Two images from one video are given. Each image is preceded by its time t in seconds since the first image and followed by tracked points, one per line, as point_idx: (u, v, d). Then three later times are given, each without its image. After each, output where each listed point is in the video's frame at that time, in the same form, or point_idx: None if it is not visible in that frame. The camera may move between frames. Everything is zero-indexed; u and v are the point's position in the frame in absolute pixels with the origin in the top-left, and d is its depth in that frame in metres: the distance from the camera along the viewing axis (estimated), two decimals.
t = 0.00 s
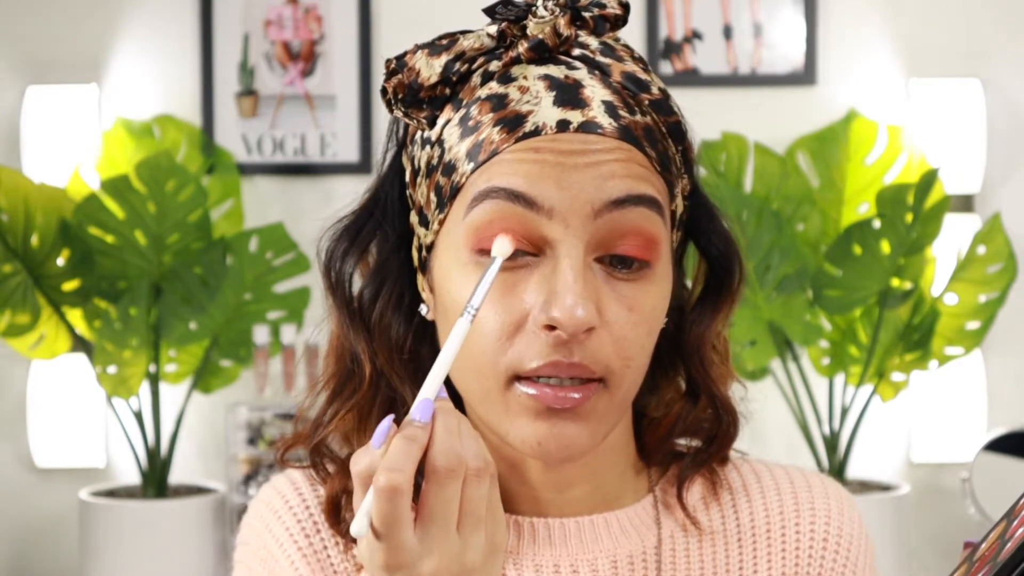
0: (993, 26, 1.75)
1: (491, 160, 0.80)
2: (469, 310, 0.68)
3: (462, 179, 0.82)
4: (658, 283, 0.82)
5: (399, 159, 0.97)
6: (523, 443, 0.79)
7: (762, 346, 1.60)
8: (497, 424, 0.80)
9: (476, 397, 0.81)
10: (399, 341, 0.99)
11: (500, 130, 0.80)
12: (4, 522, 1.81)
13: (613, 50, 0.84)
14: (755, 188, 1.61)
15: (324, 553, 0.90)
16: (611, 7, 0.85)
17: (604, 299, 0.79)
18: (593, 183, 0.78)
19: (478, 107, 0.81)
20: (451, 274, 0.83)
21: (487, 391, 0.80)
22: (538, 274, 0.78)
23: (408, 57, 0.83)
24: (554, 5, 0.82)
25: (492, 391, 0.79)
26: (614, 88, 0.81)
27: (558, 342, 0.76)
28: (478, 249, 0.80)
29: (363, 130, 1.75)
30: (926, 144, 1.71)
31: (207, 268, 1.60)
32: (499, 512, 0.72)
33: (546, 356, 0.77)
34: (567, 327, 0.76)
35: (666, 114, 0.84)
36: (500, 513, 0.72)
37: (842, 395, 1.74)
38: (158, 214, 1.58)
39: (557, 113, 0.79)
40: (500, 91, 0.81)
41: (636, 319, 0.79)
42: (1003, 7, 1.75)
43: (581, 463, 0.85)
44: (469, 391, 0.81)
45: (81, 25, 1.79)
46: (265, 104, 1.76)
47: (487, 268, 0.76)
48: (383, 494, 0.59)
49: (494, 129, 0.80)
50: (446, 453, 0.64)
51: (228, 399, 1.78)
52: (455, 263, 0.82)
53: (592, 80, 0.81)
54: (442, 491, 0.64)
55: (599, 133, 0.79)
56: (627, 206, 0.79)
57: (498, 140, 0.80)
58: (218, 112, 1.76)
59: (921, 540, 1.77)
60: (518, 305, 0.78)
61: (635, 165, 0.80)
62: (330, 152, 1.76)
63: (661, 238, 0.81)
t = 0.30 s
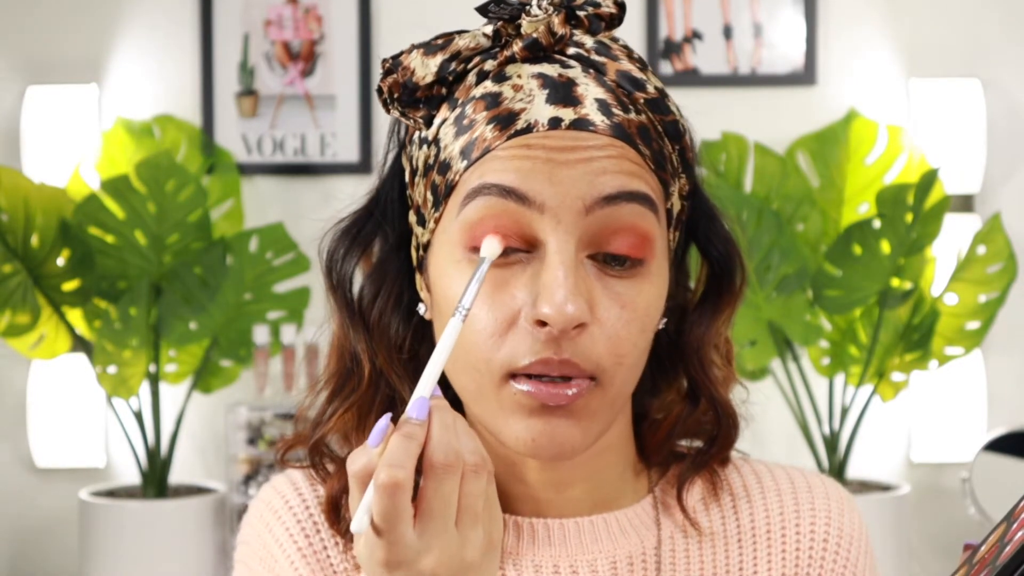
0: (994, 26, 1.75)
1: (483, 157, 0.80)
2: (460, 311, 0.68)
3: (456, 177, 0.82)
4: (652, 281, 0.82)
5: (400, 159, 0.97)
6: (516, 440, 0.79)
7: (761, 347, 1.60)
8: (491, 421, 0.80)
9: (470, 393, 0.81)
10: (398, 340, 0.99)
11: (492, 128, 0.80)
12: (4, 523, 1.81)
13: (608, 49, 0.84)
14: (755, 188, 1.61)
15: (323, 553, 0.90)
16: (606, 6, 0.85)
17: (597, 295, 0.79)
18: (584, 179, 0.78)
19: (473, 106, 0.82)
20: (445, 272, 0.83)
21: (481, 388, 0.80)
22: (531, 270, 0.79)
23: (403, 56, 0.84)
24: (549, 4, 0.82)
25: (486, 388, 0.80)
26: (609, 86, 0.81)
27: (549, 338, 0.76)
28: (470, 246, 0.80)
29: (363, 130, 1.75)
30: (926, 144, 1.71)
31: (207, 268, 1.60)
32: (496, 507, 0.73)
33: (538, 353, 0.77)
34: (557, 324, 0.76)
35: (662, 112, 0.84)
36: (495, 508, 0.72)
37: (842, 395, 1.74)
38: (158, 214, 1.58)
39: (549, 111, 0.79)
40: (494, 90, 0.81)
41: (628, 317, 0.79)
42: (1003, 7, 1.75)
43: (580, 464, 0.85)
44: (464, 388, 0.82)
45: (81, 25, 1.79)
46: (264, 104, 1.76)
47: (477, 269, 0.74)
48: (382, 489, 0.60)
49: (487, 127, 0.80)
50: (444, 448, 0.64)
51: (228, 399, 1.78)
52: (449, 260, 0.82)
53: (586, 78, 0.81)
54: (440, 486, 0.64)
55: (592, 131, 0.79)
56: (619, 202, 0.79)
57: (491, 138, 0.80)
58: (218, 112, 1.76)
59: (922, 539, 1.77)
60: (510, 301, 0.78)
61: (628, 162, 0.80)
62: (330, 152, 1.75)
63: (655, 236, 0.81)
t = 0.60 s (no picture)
0: (994, 26, 1.75)
1: (478, 157, 0.81)
2: (461, 310, 0.68)
3: (453, 177, 0.82)
4: (647, 281, 0.82)
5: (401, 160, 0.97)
6: (510, 441, 0.79)
7: (761, 347, 1.60)
8: (485, 422, 0.80)
9: (465, 393, 0.81)
10: (399, 339, 0.99)
11: (488, 127, 0.80)
12: (4, 523, 1.81)
13: (606, 48, 0.83)
14: (755, 188, 1.61)
15: (324, 553, 0.90)
16: (603, 6, 0.85)
17: (591, 295, 0.79)
18: (578, 179, 0.78)
19: (469, 106, 0.82)
20: (441, 272, 0.83)
21: (476, 388, 0.80)
22: (524, 270, 0.79)
23: (401, 56, 0.84)
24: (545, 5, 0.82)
25: (480, 388, 0.80)
26: (605, 86, 0.81)
27: (541, 339, 0.76)
28: (465, 246, 0.81)
29: (363, 130, 1.75)
30: (926, 144, 1.71)
31: (207, 268, 1.60)
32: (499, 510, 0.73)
33: (532, 354, 0.77)
34: (550, 324, 0.76)
35: (660, 112, 0.84)
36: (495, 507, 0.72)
37: (842, 395, 1.74)
38: (158, 214, 1.57)
39: (545, 110, 0.79)
40: (490, 90, 0.81)
41: (622, 318, 0.79)
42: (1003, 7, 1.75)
43: (578, 464, 0.85)
44: (459, 388, 0.82)
45: (80, 25, 1.79)
46: (264, 104, 1.76)
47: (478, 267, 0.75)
48: (388, 488, 0.59)
49: (482, 127, 0.80)
50: (447, 447, 0.64)
51: (228, 399, 1.78)
52: (445, 260, 0.82)
53: (583, 78, 0.81)
54: (443, 485, 0.64)
55: (586, 131, 0.79)
56: (613, 202, 0.79)
57: (486, 137, 0.80)
58: (218, 112, 1.76)
59: (922, 539, 1.77)
60: (504, 301, 0.78)
61: (623, 162, 0.80)
62: (330, 152, 1.75)
63: (650, 236, 0.81)
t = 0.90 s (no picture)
0: (994, 26, 1.75)
1: (476, 158, 0.81)
2: (455, 316, 0.68)
3: (450, 178, 0.82)
4: (644, 282, 0.82)
5: (401, 160, 0.97)
6: (507, 437, 0.78)
7: (761, 347, 1.60)
8: (483, 421, 0.80)
9: (463, 393, 0.81)
10: (398, 339, 0.99)
11: (485, 128, 0.80)
12: (4, 523, 1.81)
13: (604, 48, 0.84)
14: (755, 188, 1.61)
15: (323, 553, 0.90)
16: (601, 6, 0.85)
17: (587, 296, 0.79)
18: (574, 180, 0.78)
19: (467, 107, 0.82)
20: (439, 273, 0.83)
21: (473, 388, 0.80)
22: (521, 271, 0.79)
23: (398, 57, 0.84)
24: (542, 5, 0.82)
25: (477, 388, 0.80)
26: (603, 86, 0.81)
27: (538, 339, 0.77)
28: (462, 248, 0.81)
29: (363, 130, 1.75)
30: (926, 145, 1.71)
31: (207, 268, 1.60)
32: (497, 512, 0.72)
33: (528, 354, 0.77)
34: (546, 325, 0.76)
35: (658, 113, 0.84)
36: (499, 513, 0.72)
37: (842, 395, 1.74)
38: (158, 214, 1.57)
39: (541, 112, 0.79)
40: (488, 91, 0.81)
41: (619, 318, 0.79)
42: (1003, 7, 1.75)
43: (578, 464, 0.85)
44: (457, 388, 0.82)
45: (80, 25, 1.79)
46: (265, 104, 1.76)
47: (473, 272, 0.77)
48: (388, 494, 0.59)
49: (479, 128, 0.80)
50: (447, 452, 0.64)
51: (227, 399, 1.78)
52: (443, 261, 0.82)
53: (580, 79, 0.81)
54: (443, 490, 0.64)
55: (583, 132, 0.79)
56: (610, 203, 0.79)
57: (483, 138, 0.80)
58: (219, 112, 1.76)
59: (922, 539, 1.78)
60: (500, 303, 0.78)
61: (619, 162, 0.80)
62: (330, 152, 1.75)
63: (648, 237, 0.81)
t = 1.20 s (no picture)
0: (994, 26, 1.75)
1: (473, 158, 0.80)
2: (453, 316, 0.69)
3: (448, 179, 0.82)
4: (643, 282, 0.82)
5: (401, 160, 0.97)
6: (504, 441, 0.79)
7: (761, 347, 1.60)
8: (481, 422, 0.80)
9: (462, 393, 0.81)
10: (398, 340, 0.99)
11: (482, 129, 0.80)
12: (4, 523, 1.81)
13: (601, 48, 0.84)
14: (755, 188, 1.61)
15: (324, 552, 0.90)
16: (598, 6, 0.85)
17: (585, 296, 0.79)
18: (570, 180, 0.78)
19: (464, 108, 0.82)
20: (438, 274, 0.83)
21: (471, 389, 0.80)
22: (519, 272, 0.79)
23: (395, 58, 0.84)
24: (539, 5, 0.82)
25: (476, 389, 0.80)
26: (600, 86, 0.81)
27: (536, 340, 0.77)
28: (460, 249, 0.81)
29: (363, 131, 1.75)
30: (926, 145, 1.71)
31: (207, 268, 1.60)
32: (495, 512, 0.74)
33: (526, 355, 0.77)
34: (542, 326, 0.76)
35: (656, 112, 0.84)
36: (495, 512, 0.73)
37: (842, 395, 1.74)
38: (158, 214, 1.57)
39: (538, 112, 0.79)
40: (485, 91, 0.81)
41: (618, 318, 0.79)
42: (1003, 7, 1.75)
43: (579, 465, 0.86)
44: (455, 389, 0.82)
45: (80, 24, 1.79)
46: (265, 104, 1.76)
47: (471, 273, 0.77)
48: (382, 493, 0.60)
49: (476, 129, 0.81)
50: (442, 452, 0.64)
51: (227, 399, 1.78)
52: (441, 262, 0.82)
53: (577, 79, 0.81)
54: (438, 490, 0.64)
55: (580, 132, 0.79)
56: (607, 202, 0.79)
57: (480, 139, 0.80)
58: (219, 112, 1.76)
59: (922, 538, 1.78)
60: (497, 304, 0.78)
61: (617, 162, 0.80)
62: (330, 152, 1.75)
63: (646, 235, 0.81)
